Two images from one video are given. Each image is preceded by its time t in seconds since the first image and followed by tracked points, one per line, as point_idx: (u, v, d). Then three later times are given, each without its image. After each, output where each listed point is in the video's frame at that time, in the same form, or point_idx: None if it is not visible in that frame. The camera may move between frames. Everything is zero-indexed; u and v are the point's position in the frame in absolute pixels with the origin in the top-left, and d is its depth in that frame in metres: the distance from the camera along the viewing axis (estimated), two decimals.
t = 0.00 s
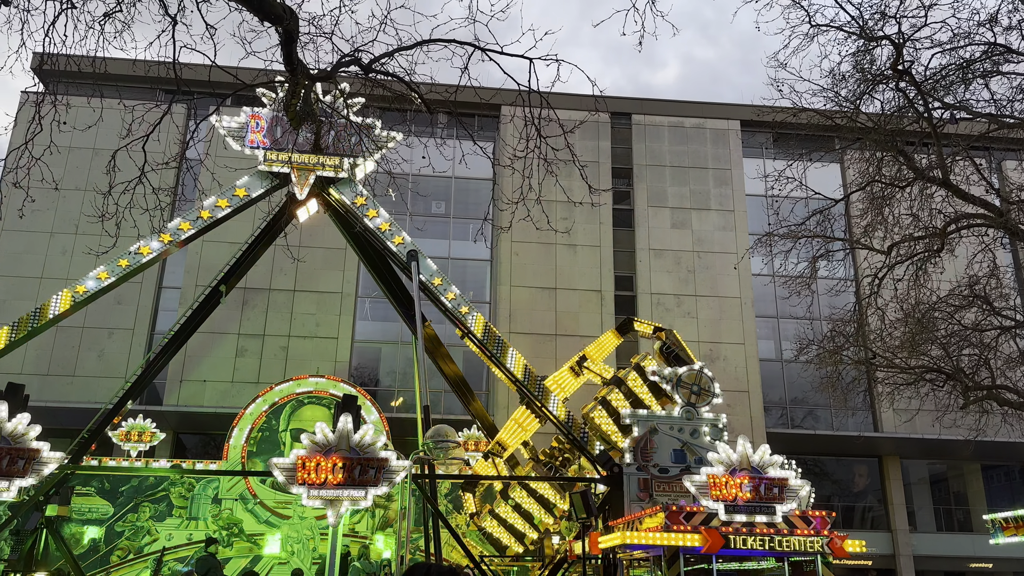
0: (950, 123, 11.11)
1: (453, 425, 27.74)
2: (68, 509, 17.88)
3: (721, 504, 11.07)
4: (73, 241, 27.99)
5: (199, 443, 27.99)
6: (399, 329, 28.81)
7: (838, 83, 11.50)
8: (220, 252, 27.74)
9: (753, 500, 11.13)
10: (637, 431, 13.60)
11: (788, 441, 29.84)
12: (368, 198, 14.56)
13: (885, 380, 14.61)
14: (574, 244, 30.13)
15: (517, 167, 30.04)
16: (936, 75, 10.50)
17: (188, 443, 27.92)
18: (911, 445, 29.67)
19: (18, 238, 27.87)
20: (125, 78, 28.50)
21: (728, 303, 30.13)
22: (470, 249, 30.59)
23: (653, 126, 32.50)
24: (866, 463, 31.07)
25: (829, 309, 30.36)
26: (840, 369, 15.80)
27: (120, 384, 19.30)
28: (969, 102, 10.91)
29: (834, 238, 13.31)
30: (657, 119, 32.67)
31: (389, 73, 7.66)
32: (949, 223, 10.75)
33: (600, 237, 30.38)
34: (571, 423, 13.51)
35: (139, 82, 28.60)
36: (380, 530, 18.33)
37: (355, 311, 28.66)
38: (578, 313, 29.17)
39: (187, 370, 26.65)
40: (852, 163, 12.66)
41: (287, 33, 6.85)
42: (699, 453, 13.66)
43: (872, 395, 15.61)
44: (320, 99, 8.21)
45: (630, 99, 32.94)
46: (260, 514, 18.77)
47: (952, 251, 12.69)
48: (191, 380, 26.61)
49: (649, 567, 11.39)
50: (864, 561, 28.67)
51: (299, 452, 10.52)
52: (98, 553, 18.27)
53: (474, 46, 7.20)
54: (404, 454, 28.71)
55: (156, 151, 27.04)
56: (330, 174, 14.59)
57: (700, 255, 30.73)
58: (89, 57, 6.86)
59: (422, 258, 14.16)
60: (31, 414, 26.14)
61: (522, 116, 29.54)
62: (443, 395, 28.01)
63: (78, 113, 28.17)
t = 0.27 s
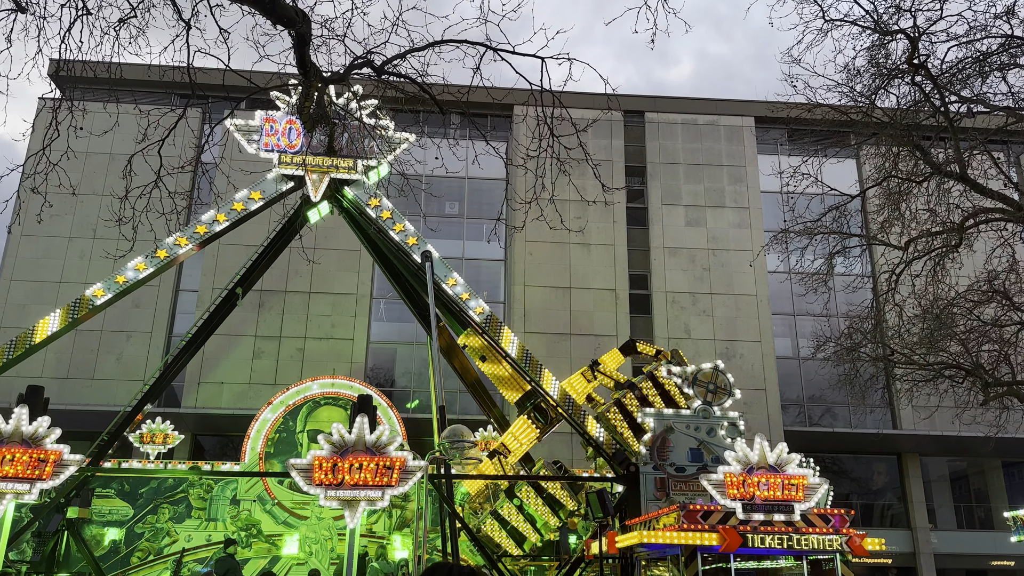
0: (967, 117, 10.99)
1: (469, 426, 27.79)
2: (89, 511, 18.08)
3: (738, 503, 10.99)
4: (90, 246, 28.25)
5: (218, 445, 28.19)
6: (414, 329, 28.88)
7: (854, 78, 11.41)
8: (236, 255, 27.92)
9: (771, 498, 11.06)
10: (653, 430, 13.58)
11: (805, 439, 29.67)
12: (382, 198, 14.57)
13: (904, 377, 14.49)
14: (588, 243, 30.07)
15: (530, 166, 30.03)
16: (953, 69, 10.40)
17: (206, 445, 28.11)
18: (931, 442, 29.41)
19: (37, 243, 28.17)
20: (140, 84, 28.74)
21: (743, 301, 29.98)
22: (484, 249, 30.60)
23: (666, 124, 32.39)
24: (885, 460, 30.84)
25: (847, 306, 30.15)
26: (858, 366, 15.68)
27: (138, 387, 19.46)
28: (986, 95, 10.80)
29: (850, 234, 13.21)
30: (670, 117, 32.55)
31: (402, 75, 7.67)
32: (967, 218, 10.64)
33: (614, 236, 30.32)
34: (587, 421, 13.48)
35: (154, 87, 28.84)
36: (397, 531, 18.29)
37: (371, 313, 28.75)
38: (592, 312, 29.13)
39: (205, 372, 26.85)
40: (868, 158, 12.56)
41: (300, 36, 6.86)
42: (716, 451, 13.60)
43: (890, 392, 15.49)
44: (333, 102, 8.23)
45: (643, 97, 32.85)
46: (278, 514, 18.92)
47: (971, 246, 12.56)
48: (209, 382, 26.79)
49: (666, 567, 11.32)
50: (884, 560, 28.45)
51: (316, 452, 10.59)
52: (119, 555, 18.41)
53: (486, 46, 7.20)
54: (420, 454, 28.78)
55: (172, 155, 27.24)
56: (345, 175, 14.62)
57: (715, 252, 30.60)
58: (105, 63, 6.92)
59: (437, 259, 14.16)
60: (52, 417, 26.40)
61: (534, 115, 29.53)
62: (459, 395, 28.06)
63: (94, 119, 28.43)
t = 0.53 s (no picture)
0: (997, 106, 10.79)
1: (495, 424, 27.86)
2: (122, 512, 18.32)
3: (767, 500, 10.89)
4: (120, 251, 28.70)
5: (247, 446, 28.50)
6: (439, 329, 28.99)
7: (878, 69, 11.26)
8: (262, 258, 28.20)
9: (800, 495, 10.94)
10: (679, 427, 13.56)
11: (835, 435, 29.35)
12: (405, 199, 14.65)
13: (935, 371, 14.27)
14: (611, 240, 29.99)
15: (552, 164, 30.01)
16: (980, 57, 10.22)
17: (235, 446, 28.44)
18: (963, 437, 28.95)
19: (68, 249, 28.66)
20: (166, 90, 29.14)
21: (770, 296, 29.72)
22: (506, 248, 30.63)
23: (689, 119, 32.18)
24: (916, 455, 30.41)
25: (875, 299, 29.77)
26: (888, 361, 15.47)
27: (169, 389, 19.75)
28: (1015, 83, 10.61)
29: (877, 227, 13.04)
30: (692, 112, 32.33)
31: (423, 76, 7.69)
32: (997, 208, 10.45)
33: (638, 233, 30.20)
34: (613, 417, 13.22)
35: (179, 92, 29.22)
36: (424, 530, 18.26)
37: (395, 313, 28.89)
38: (616, 310, 29.05)
39: (233, 375, 27.17)
40: (895, 150, 12.38)
41: (321, 40, 6.90)
42: (743, 448, 13.56)
43: (921, 386, 15.27)
44: (355, 105, 8.28)
45: (665, 92, 32.66)
46: (308, 514, 19.12)
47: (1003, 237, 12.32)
48: (237, 384, 27.10)
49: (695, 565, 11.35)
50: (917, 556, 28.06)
51: (344, 451, 10.71)
52: (152, 556, 18.63)
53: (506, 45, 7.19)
54: (447, 453, 28.90)
55: (198, 160, 27.59)
56: (368, 177, 14.74)
57: (740, 247, 30.35)
58: (131, 71, 7.02)
59: (460, 258, 14.21)
60: (85, 421, 26.85)
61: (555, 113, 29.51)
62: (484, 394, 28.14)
63: (121, 126, 28.87)
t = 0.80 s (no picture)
0: None
1: (532, 422, 27.89)
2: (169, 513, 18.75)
3: (811, 495, 10.81)
4: (162, 257, 29.32)
5: (289, 446, 28.94)
6: (475, 328, 29.10)
7: (918, 55, 11.01)
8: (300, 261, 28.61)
9: (845, 490, 10.80)
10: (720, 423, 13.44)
11: (879, 429, 28.81)
12: (439, 200, 14.72)
13: (982, 362, 13.93)
14: (646, 235, 29.79)
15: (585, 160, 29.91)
16: None
17: (277, 446, 28.87)
18: (1014, 429, 28.19)
19: (112, 256, 29.37)
20: (203, 97, 29.68)
21: (810, 289, 29.28)
22: (541, 246, 30.60)
23: (723, 111, 31.81)
24: (964, 449, 29.71)
25: (919, 290, 29.13)
26: (933, 353, 15.14)
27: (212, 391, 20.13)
28: None
29: (920, 217, 12.76)
30: (727, 104, 31.95)
31: (454, 76, 7.72)
32: None
33: (673, 227, 29.96)
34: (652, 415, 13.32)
35: (216, 100, 29.74)
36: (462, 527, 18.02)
37: (431, 313, 29.06)
38: (653, 306, 28.87)
39: (274, 377, 27.61)
40: (936, 137, 12.10)
41: (354, 44, 6.97)
42: (786, 443, 13.40)
43: (968, 378, 14.91)
44: (388, 107, 8.35)
45: (698, 85, 32.33)
46: (350, 513, 19.34)
47: None
48: (278, 386, 27.53)
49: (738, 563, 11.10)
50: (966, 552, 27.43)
51: (384, 451, 10.80)
52: (198, 556, 19.02)
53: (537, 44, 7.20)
54: (485, 452, 29.00)
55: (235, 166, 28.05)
56: (401, 179, 14.89)
57: (778, 240, 29.92)
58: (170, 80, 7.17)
59: (494, 258, 14.25)
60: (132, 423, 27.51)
61: (587, 109, 29.40)
62: (521, 392, 28.17)
63: (161, 134, 29.48)
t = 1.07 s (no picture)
0: None
1: (577, 420, 27.85)
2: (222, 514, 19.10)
3: (864, 491, 10.62)
4: (210, 263, 29.99)
5: (337, 447, 29.35)
6: (517, 327, 29.14)
7: (966, 38, 10.70)
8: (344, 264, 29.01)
9: (899, 485, 10.54)
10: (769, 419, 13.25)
11: (934, 422, 28.09)
12: (479, 200, 14.74)
13: None
14: (689, 230, 29.51)
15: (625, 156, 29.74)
16: None
17: (326, 447, 29.33)
18: None
19: (163, 264, 30.15)
20: (247, 106, 30.27)
21: (858, 280, 28.70)
22: (582, 243, 30.50)
23: (765, 102, 31.31)
24: None
25: (973, 279, 28.32)
26: (989, 343, 14.71)
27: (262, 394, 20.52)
28: None
29: (972, 204, 12.40)
30: (769, 94, 31.44)
31: (492, 76, 7.74)
32: None
33: (716, 221, 29.60)
34: (698, 413, 13.28)
35: (259, 108, 30.31)
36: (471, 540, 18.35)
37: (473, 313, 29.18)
38: (697, 301, 28.57)
39: (322, 379, 28.05)
40: (988, 121, 11.75)
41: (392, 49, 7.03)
42: (837, 439, 13.09)
43: None
44: (427, 110, 8.41)
45: (738, 76, 31.89)
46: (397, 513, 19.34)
47: None
48: (325, 388, 27.97)
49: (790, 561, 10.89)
50: None
51: (430, 451, 10.92)
52: (252, 556, 19.39)
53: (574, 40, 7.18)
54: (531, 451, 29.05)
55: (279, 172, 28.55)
56: (441, 180, 14.96)
57: (825, 231, 29.35)
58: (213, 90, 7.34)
59: (535, 257, 14.24)
60: (185, 427, 28.20)
61: (626, 104, 29.22)
62: (565, 391, 28.13)
63: (207, 143, 30.15)
